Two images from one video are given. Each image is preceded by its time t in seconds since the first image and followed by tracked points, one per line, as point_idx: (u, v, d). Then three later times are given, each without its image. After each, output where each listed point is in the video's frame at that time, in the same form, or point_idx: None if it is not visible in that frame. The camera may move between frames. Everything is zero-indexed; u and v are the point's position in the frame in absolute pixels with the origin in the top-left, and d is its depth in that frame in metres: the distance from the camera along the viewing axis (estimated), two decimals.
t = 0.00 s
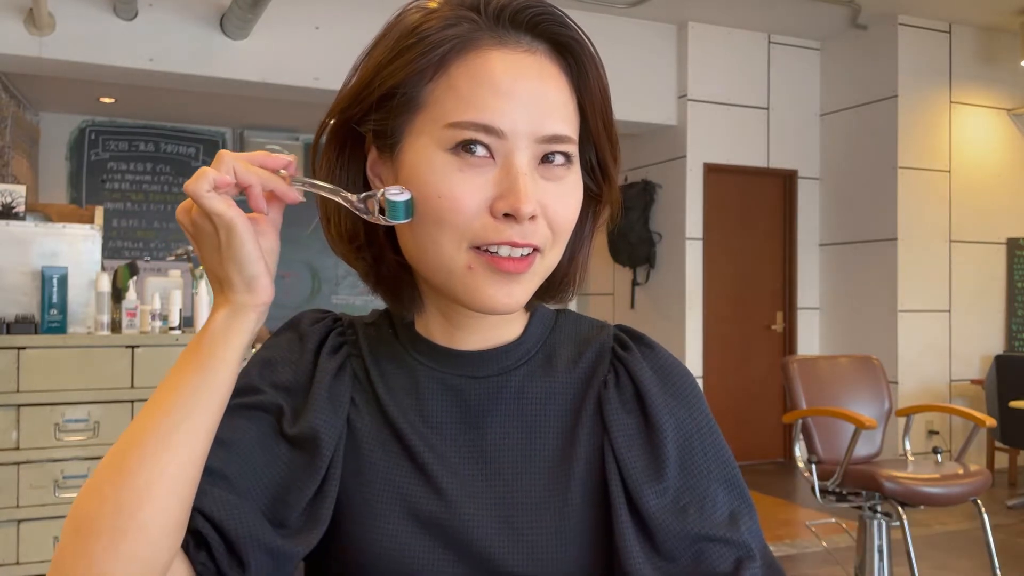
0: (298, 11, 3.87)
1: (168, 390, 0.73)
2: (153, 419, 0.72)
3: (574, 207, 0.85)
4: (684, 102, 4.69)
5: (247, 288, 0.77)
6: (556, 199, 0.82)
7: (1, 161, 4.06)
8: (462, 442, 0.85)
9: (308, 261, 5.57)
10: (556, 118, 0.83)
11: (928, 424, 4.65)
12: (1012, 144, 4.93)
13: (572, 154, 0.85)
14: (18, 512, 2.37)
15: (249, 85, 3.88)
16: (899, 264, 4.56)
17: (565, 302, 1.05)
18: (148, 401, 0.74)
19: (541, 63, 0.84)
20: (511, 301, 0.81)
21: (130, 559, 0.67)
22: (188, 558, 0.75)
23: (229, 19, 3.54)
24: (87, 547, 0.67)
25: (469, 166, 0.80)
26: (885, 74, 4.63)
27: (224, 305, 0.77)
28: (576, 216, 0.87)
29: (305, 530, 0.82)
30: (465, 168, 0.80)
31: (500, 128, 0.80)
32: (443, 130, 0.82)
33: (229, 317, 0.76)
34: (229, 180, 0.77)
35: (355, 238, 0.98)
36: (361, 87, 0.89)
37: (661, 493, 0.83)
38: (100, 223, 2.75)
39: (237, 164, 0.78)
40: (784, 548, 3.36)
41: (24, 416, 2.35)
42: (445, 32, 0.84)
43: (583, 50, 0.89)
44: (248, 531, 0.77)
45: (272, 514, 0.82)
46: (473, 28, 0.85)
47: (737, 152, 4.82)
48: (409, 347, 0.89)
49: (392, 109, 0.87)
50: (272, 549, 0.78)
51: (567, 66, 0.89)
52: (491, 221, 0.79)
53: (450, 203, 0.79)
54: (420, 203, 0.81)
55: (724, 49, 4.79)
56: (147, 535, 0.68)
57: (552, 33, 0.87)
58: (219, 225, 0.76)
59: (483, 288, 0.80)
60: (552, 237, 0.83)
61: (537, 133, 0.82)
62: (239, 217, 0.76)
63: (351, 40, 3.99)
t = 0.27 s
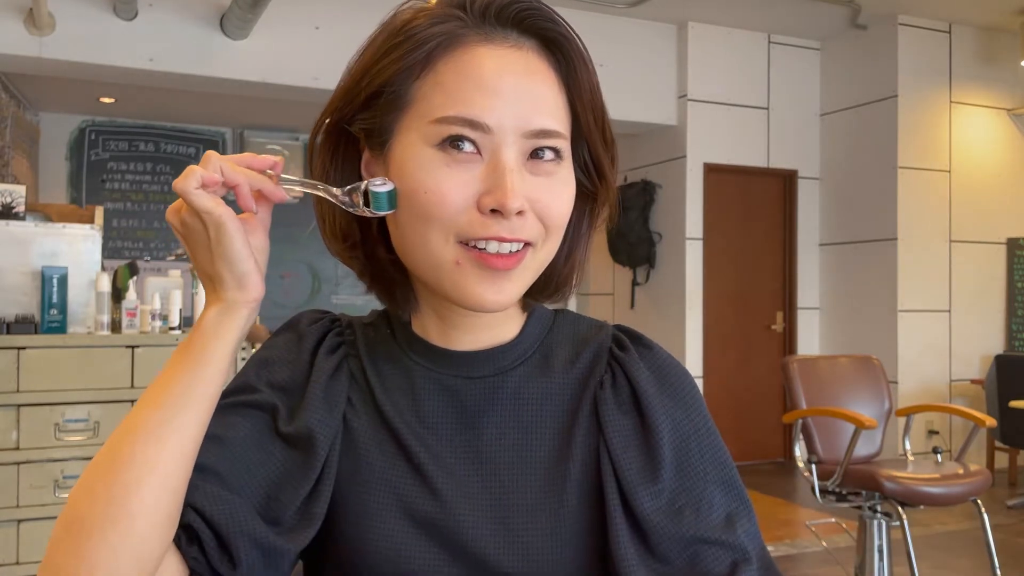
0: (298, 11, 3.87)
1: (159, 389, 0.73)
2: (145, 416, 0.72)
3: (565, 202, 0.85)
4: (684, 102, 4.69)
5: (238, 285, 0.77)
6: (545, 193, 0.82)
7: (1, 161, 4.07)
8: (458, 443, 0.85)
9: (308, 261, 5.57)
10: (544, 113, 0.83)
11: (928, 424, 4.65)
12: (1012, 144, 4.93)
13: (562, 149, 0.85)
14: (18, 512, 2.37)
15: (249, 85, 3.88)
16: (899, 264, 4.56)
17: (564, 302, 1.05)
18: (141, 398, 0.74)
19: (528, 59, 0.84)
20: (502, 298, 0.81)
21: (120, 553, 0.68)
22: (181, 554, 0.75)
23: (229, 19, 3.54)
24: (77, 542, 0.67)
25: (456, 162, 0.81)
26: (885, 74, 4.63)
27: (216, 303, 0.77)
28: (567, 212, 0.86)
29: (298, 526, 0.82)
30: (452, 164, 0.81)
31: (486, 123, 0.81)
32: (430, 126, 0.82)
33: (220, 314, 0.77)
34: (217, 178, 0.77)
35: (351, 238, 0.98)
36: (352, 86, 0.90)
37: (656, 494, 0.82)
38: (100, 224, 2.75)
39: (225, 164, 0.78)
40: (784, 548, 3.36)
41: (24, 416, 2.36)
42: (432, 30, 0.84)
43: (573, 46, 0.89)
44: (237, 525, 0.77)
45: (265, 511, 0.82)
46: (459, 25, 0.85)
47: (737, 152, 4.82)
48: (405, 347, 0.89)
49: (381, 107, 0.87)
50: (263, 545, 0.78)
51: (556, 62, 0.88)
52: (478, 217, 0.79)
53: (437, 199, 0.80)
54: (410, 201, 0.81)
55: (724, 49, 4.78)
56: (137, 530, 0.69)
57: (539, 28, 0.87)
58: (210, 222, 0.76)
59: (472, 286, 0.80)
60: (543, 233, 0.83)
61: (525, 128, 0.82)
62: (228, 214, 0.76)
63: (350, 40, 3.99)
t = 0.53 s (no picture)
0: (298, 11, 3.87)
1: (152, 389, 0.73)
2: (139, 416, 0.72)
3: (559, 200, 0.85)
4: (684, 102, 4.69)
5: (231, 285, 0.77)
6: (538, 191, 0.82)
7: (1, 161, 4.07)
8: (454, 443, 0.85)
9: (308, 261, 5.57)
10: (537, 112, 0.83)
11: (928, 424, 4.65)
12: (1012, 144, 4.93)
13: (556, 147, 0.84)
14: (18, 512, 2.37)
15: (249, 85, 3.88)
16: (899, 264, 4.56)
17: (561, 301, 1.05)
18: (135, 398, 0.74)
19: (520, 57, 0.84)
20: (495, 297, 0.81)
21: (115, 552, 0.68)
22: (176, 553, 0.75)
23: (229, 19, 3.54)
24: (72, 542, 0.67)
25: (448, 161, 0.81)
26: (885, 74, 4.63)
27: (209, 303, 0.77)
28: (562, 210, 0.86)
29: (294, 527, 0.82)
30: (444, 163, 0.80)
31: (478, 121, 0.81)
32: (422, 125, 0.82)
33: (213, 314, 0.76)
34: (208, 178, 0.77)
35: (348, 238, 0.98)
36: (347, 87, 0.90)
37: (651, 495, 0.83)
38: (100, 224, 2.75)
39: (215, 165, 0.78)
40: (784, 548, 3.36)
41: (24, 416, 2.35)
42: (423, 28, 0.85)
43: (565, 44, 0.89)
44: (231, 523, 0.77)
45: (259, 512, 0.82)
46: (450, 24, 0.85)
47: (737, 152, 4.82)
48: (401, 346, 0.89)
49: (374, 106, 0.87)
50: (259, 543, 0.78)
51: (547, 61, 0.88)
52: (470, 214, 0.79)
53: (428, 196, 0.80)
54: (403, 199, 0.81)
55: (724, 49, 4.78)
56: (133, 529, 0.69)
57: (530, 26, 0.87)
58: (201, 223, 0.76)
59: (465, 285, 0.80)
60: (537, 230, 0.83)
61: (517, 126, 0.82)
62: (219, 214, 0.76)
63: (350, 40, 3.99)
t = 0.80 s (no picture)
0: (298, 11, 3.87)
1: (139, 420, 0.72)
2: (130, 450, 0.71)
3: (555, 197, 0.84)
4: (684, 102, 4.69)
5: (203, 310, 0.74)
6: (532, 188, 0.82)
7: (1, 161, 4.06)
8: (456, 442, 0.85)
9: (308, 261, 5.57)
10: (529, 110, 0.82)
11: (928, 424, 4.65)
12: (1012, 144, 4.93)
13: (549, 145, 0.84)
14: (18, 512, 2.37)
15: (249, 85, 3.88)
16: (899, 264, 4.56)
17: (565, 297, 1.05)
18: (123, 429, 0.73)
19: (511, 54, 0.84)
20: (489, 295, 0.81)
21: None
22: None
23: (229, 19, 3.54)
24: None
25: (439, 160, 0.81)
26: (885, 74, 4.63)
27: (183, 329, 0.75)
28: (559, 206, 0.85)
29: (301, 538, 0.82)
30: (436, 161, 0.81)
31: (467, 120, 0.80)
32: (413, 125, 0.82)
33: (189, 341, 0.74)
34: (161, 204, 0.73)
35: (351, 239, 0.99)
36: (344, 90, 0.90)
37: (653, 495, 0.83)
38: (100, 223, 2.75)
39: (165, 182, 0.73)
40: (784, 548, 3.36)
41: (24, 416, 2.35)
42: (415, 29, 0.85)
43: (559, 39, 0.87)
44: (241, 548, 0.77)
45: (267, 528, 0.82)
46: (441, 24, 0.85)
47: (737, 152, 4.82)
48: (402, 347, 0.89)
49: (370, 108, 0.88)
50: (267, 561, 0.78)
51: (541, 58, 0.87)
52: (460, 211, 0.79)
53: (419, 195, 0.80)
54: (397, 198, 0.81)
55: (724, 49, 4.78)
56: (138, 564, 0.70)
57: (523, 23, 0.86)
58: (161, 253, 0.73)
59: (459, 283, 0.80)
60: (533, 225, 0.83)
61: (507, 123, 0.81)
62: (179, 241, 0.72)
63: (351, 40, 3.99)
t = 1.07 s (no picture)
0: (298, 11, 3.88)
1: (129, 457, 0.73)
2: (124, 487, 0.72)
3: (549, 196, 0.83)
4: (684, 102, 4.69)
5: (180, 343, 0.74)
6: (523, 187, 0.81)
7: (1, 161, 4.06)
8: (461, 442, 0.85)
9: (309, 261, 5.57)
10: (520, 109, 0.81)
11: (928, 424, 4.65)
12: (1012, 144, 4.93)
13: (541, 143, 0.82)
14: (18, 512, 2.37)
15: (250, 85, 3.88)
16: (899, 264, 4.56)
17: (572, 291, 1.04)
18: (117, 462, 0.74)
19: (498, 53, 0.82)
20: (483, 296, 0.81)
21: None
22: None
23: (229, 19, 3.54)
24: None
25: (431, 162, 0.80)
26: (885, 74, 4.63)
27: (163, 361, 0.75)
28: (556, 204, 0.84)
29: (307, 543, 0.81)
30: (427, 162, 0.80)
31: (455, 122, 0.80)
32: (405, 129, 0.82)
33: (168, 375, 0.75)
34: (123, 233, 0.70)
35: (359, 240, 0.99)
36: (343, 92, 0.90)
37: (656, 497, 0.83)
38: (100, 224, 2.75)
39: (122, 210, 0.70)
40: (784, 548, 3.36)
41: (24, 416, 2.35)
42: (408, 33, 0.84)
43: (548, 36, 0.84)
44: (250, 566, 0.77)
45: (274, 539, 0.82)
46: (431, 26, 0.85)
47: (738, 152, 4.82)
48: (409, 348, 0.89)
49: (368, 112, 0.88)
50: None
51: (533, 56, 0.85)
52: (449, 211, 0.79)
53: (410, 196, 0.80)
54: (392, 200, 0.81)
55: (724, 49, 4.78)
56: None
57: (512, 20, 0.85)
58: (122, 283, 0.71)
59: (453, 284, 0.80)
60: (528, 225, 0.82)
61: (495, 123, 0.80)
62: (144, 277, 0.71)
63: (351, 40, 3.99)
